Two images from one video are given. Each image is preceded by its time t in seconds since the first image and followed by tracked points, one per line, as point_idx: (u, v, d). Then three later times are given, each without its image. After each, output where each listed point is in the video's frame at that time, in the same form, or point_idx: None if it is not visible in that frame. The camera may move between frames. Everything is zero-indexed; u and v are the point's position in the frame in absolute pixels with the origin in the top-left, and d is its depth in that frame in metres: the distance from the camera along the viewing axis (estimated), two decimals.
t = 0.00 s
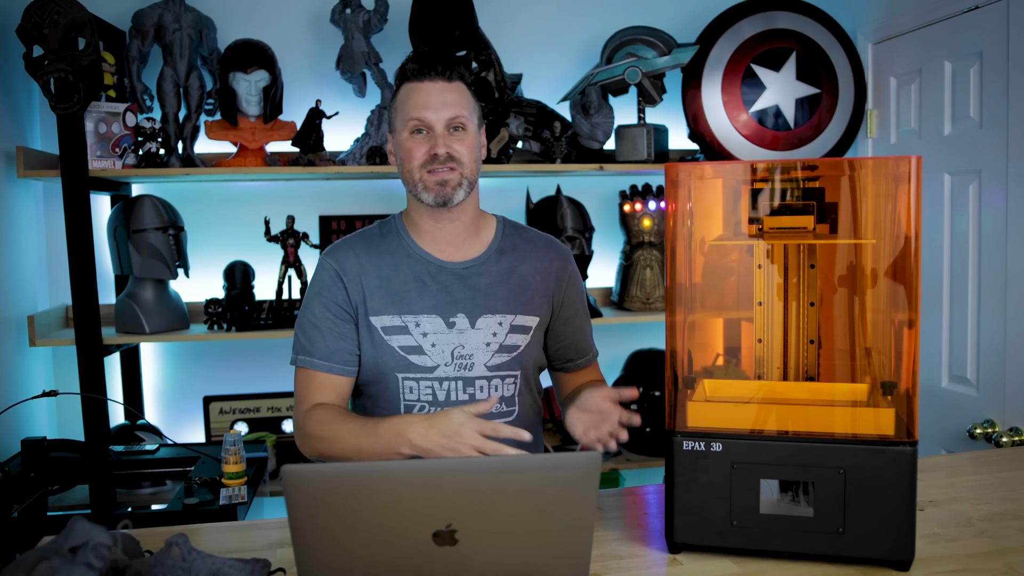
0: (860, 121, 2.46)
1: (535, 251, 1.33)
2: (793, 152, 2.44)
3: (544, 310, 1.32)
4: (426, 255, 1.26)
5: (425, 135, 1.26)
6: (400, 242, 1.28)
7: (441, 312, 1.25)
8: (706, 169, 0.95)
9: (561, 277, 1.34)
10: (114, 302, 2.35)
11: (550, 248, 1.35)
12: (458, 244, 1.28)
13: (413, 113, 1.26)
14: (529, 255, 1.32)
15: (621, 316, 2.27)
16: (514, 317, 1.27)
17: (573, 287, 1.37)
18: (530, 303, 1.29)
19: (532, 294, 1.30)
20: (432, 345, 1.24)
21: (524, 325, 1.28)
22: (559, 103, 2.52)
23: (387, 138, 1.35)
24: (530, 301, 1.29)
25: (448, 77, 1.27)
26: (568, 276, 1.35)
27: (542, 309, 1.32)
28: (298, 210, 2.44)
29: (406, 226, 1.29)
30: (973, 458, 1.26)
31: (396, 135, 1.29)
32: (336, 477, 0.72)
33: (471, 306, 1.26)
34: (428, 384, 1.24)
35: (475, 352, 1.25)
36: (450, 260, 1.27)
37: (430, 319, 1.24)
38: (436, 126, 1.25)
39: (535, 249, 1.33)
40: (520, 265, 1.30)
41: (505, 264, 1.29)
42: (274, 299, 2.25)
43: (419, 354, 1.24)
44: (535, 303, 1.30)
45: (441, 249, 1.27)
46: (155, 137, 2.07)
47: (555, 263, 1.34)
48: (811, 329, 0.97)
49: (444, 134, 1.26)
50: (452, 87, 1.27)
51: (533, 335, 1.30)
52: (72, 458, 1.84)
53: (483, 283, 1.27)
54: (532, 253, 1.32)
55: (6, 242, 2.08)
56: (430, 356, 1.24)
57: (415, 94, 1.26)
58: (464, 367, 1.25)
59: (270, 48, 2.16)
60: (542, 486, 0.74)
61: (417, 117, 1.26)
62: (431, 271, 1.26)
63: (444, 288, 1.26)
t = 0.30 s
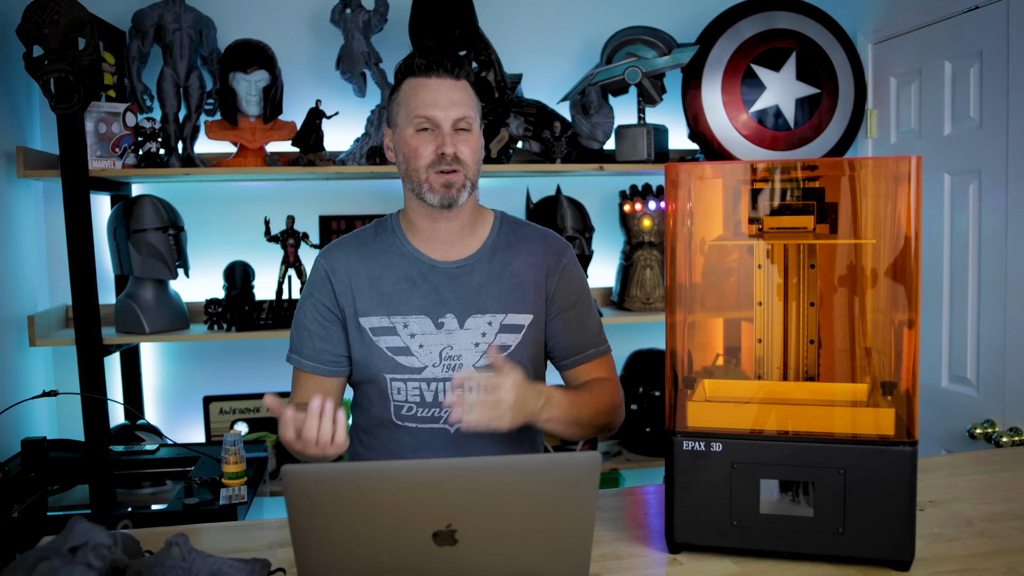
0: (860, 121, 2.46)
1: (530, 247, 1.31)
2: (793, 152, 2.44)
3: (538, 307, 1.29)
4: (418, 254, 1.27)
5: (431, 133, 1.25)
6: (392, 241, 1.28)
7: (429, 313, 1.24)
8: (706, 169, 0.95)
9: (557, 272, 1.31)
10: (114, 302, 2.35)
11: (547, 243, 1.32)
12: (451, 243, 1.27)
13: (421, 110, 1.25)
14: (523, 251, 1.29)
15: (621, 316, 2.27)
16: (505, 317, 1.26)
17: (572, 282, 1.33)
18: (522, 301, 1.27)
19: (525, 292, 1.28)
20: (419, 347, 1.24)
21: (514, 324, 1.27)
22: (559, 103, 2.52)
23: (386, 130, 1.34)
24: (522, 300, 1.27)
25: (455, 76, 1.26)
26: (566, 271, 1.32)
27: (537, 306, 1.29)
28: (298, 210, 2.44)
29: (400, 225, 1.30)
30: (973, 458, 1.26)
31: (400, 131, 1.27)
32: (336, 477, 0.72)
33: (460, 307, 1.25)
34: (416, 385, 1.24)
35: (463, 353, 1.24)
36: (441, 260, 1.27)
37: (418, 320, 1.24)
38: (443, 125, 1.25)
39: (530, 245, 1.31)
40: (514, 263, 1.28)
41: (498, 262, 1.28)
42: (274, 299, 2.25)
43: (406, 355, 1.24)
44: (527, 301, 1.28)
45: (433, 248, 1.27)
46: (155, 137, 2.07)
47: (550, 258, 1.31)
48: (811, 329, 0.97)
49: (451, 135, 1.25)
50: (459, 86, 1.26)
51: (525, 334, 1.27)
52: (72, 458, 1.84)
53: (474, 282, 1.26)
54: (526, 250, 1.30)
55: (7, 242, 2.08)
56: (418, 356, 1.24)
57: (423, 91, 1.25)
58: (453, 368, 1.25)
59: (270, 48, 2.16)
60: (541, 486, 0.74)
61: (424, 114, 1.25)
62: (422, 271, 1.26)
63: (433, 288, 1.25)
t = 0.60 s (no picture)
0: (860, 121, 2.46)
1: (532, 256, 1.30)
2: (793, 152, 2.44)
3: (537, 318, 1.29)
4: (417, 258, 1.27)
5: (436, 142, 1.22)
6: (392, 244, 1.28)
7: (426, 320, 1.25)
8: (706, 169, 0.95)
9: (558, 282, 1.31)
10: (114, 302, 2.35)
11: (548, 252, 1.32)
12: (452, 248, 1.27)
13: (427, 118, 1.21)
14: (524, 260, 1.29)
15: (621, 316, 2.27)
16: (502, 327, 1.26)
17: (573, 292, 1.33)
18: (520, 312, 1.28)
19: (523, 301, 1.28)
20: (414, 354, 1.25)
21: (511, 335, 1.27)
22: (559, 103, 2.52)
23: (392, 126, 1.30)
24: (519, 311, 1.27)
25: (465, 83, 1.21)
26: (567, 282, 1.32)
27: (535, 316, 1.30)
28: (298, 210, 2.44)
29: (401, 226, 1.29)
30: (973, 458, 1.26)
31: (405, 136, 1.24)
32: (335, 477, 0.72)
33: (456, 315, 1.25)
34: (409, 392, 1.25)
35: (458, 362, 1.25)
36: (440, 266, 1.27)
37: (414, 327, 1.25)
38: (449, 135, 1.21)
39: (531, 254, 1.30)
40: (514, 271, 1.28)
41: (498, 270, 1.28)
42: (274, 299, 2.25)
43: (400, 361, 1.25)
44: (526, 312, 1.28)
45: (433, 252, 1.27)
46: (155, 137, 2.07)
47: (552, 268, 1.31)
48: (811, 329, 0.97)
49: (457, 146, 1.21)
50: (468, 94, 1.21)
51: (522, 345, 1.28)
52: (72, 458, 1.84)
53: (473, 290, 1.26)
54: (526, 258, 1.30)
55: (7, 242, 2.08)
56: (412, 364, 1.25)
57: (430, 99, 1.20)
58: (447, 377, 1.26)
59: (270, 48, 2.16)
60: (540, 486, 0.74)
61: (429, 122, 1.21)
62: (421, 275, 1.26)
63: (430, 295, 1.26)
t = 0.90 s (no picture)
0: (860, 121, 2.46)
1: (535, 256, 1.31)
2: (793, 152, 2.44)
3: (540, 318, 1.30)
4: (422, 256, 1.27)
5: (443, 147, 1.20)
6: (396, 242, 1.28)
7: (432, 319, 1.26)
8: (706, 169, 0.95)
9: (560, 282, 1.33)
10: (114, 302, 2.35)
11: (551, 252, 1.33)
12: (456, 248, 1.27)
13: (434, 124, 1.19)
14: (527, 260, 1.30)
15: (621, 316, 2.27)
16: (507, 327, 1.27)
17: (574, 291, 1.35)
18: (524, 312, 1.28)
19: (527, 301, 1.29)
20: (421, 353, 1.25)
21: (517, 334, 1.28)
22: (559, 103, 2.52)
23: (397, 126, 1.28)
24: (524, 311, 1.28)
25: (473, 87, 1.19)
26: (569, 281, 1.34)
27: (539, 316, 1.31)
28: (298, 210, 2.44)
29: (404, 224, 1.29)
30: (973, 458, 1.26)
31: (412, 138, 1.22)
32: (336, 477, 0.72)
33: (463, 314, 1.26)
34: (415, 391, 1.26)
35: (465, 361, 1.26)
36: (445, 265, 1.27)
37: (420, 326, 1.25)
38: (457, 141, 1.19)
39: (534, 254, 1.31)
40: (518, 271, 1.29)
41: (502, 269, 1.28)
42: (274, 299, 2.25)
43: (407, 361, 1.26)
44: (530, 311, 1.29)
45: (439, 251, 1.27)
46: (155, 137, 2.07)
47: (554, 268, 1.32)
48: (811, 329, 0.97)
49: (463, 151, 1.20)
50: (476, 99, 1.19)
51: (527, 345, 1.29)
52: (72, 458, 1.84)
53: (478, 289, 1.27)
54: (529, 258, 1.30)
55: (7, 242, 2.08)
56: (419, 363, 1.26)
57: (437, 104, 1.19)
58: (453, 375, 1.27)
59: (270, 48, 2.16)
60: (541, 486, 0.74)
61: (437, 128, 1.19)
62: (426, 274, 1.26)
63: (436, 294, 1.26)
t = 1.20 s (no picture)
0: (860, 121, 2.46)
1: (546, 263, 1.31)
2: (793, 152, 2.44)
3: (548, 326, 1.30)
4: (435, 260, 1.27)
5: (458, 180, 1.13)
6: (409, 241, 1.28)
7: (441, 321, 1.26)
8: (706, 169, 0.95)
9: (569, 290, 1.33)
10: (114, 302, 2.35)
11: (562, 261, 1.33)
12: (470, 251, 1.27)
13: (450, 156, 1.11)
14: (538, 267, 1.30)
15: (621, 316, 2.27)
16: (515, 333, 1.27)
17: (582, 301, 1.34)
18: (532, 319, 1.29)
19: (536, 309, 1.29)
20: (427, 354, 1.26)
21: (524, 341, 1.28)
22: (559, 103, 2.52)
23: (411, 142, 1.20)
24: (533, 318, 1.29)
25: (493, 116, 1.11)
26: (579, 290, 1.34)
27: (547, 324, 1.31)
28: (298, 210, 2.44)
29: (418, 223, 1.29)
30: (973, 458, 1.26)
31: (427, 165, 1.15)
32: (336, 477, 0.72)
33: (471, 319, 1.26)
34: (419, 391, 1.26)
35: (470, 365, 1.27)
36: (458, 268, 1.27)
37: (428, 328, 1.26)
38: (473, 175, 1.12)
39: (545, 262, 1.31)
40: (528, 278, 1.29)
41: (513, 275, 1.29)
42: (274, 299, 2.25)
43: (412, 361, 1.26)
44: (538, 319, 1.29)
45: (452, 255, 1.27)
46: (155, 137, 2.07)
47: (565, 276, 1.32)
48: (811, 329, 0.97)
49: (481, 184, 1.13)
50: (495, 130, 1.11)
51: (533, 352, 1.30)
52: (72, 458, 1.84)
53: (488, 294, 1.27)
54: (541, 266, 1.31)
55: (6, 242, 2.08)
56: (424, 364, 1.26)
57: (453, 136, 1.10)
58: (458, 379, 1.27)
59: (270, 48, 2.16)
60: (541, 485, 0.74)
61: (453, 160, 1.11)
62: (436, 277, 1.27)
63: (446, 296, 1.27)
